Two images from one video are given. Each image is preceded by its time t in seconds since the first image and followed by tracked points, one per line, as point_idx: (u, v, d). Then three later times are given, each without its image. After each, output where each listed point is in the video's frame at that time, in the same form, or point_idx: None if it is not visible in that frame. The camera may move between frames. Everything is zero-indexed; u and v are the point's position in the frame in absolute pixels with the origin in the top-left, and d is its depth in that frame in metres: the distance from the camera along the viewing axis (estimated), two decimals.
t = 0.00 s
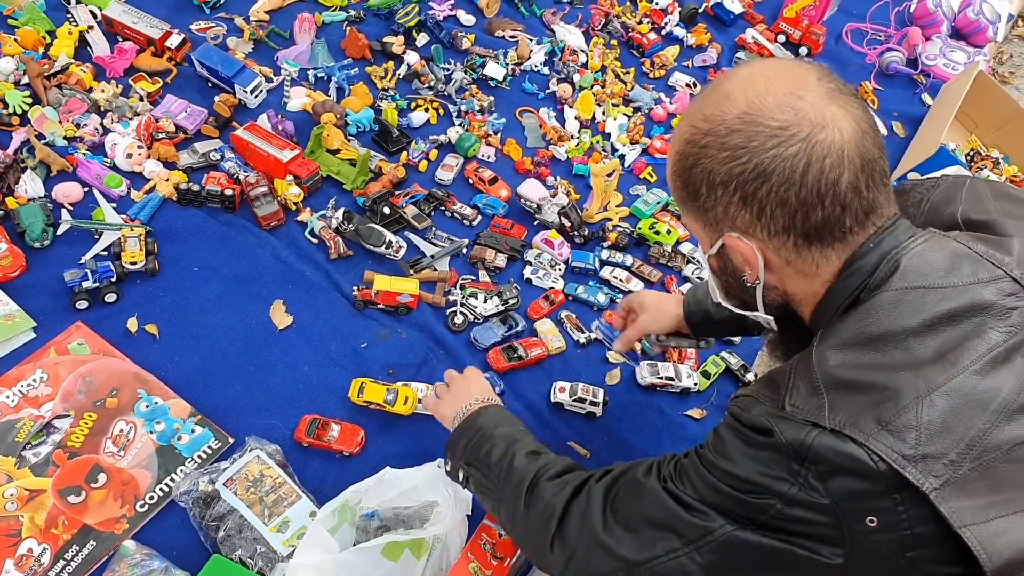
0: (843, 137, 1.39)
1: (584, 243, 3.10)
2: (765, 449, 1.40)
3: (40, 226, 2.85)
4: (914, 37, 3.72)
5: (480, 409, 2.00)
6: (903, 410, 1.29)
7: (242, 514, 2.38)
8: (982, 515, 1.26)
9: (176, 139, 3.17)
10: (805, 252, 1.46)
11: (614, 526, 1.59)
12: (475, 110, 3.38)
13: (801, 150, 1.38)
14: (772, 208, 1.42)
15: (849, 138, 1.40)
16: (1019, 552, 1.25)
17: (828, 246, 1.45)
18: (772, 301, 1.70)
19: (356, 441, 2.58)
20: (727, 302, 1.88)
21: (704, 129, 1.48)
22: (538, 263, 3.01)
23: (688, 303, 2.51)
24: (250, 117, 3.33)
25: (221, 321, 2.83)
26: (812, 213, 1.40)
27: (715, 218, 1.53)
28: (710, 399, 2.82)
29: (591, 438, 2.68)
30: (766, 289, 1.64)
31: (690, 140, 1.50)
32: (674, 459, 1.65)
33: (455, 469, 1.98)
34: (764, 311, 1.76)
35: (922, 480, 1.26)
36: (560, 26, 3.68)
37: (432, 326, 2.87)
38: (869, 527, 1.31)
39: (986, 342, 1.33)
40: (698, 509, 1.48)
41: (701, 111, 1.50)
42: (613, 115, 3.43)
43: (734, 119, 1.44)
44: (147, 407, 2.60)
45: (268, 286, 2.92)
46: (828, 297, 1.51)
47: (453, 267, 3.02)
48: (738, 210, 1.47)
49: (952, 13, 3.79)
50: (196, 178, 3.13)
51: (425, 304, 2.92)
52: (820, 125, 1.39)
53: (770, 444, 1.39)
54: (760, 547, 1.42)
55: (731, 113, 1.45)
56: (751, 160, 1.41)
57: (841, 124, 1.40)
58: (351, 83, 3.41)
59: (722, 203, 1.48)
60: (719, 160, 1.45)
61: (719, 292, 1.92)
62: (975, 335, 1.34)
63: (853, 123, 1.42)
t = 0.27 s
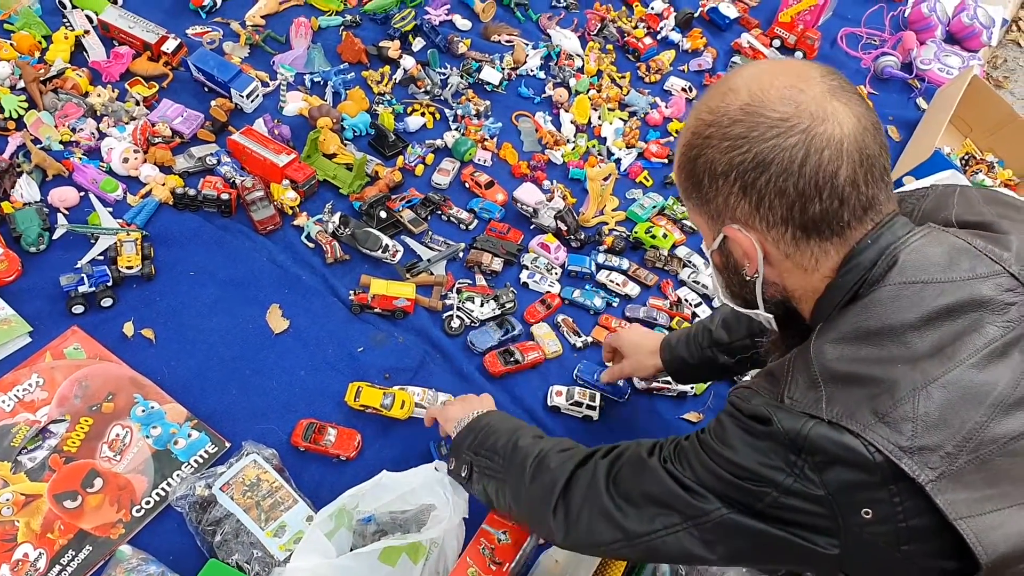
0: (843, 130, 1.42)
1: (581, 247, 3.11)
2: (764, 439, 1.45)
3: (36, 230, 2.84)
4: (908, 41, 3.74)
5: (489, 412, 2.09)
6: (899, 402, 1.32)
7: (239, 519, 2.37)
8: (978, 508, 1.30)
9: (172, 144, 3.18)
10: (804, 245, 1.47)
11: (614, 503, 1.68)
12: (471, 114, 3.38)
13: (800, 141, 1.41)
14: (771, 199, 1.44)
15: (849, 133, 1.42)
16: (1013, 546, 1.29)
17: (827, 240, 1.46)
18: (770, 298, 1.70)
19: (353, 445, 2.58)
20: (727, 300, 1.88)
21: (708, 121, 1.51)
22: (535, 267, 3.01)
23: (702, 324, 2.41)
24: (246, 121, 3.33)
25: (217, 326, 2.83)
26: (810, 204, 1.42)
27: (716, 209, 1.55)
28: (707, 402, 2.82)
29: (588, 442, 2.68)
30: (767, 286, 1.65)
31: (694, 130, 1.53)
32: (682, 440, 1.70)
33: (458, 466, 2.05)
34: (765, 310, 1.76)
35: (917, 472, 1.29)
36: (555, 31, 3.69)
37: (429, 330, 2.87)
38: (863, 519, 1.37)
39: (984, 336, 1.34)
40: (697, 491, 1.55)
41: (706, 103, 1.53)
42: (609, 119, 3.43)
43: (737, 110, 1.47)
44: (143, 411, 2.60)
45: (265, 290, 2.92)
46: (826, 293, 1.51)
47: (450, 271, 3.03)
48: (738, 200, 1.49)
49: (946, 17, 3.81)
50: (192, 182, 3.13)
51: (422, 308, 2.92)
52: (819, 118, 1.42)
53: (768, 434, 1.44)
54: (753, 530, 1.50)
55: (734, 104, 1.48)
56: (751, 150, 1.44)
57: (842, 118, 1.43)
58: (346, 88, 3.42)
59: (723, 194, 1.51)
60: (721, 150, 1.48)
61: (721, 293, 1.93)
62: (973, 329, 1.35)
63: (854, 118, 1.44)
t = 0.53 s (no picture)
0: (870, 105, 1.46)
1: (576, 251, 3.11)
2: (763, 407, 1.45)
3: (31, 235, 2.84)
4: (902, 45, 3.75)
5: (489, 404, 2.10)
6: (896, 376, 1.34)
7: (234, 524, 2.37)
8: (968, 486, 1.32)
9: (167, 149, 3.18)
10: (821, 216, 1.53)
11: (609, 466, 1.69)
12: (467, 118, 3.39)
13: (826, 112, 1.46)
14: (793, 167, 1.49)
15: (875, 109, 1.47)
16: (1002, 525, 1.31)
17: (844, 212, 1.52)
18: (784, 268, 1.76)
19: (349, 450, 2.58)
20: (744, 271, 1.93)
21: (738, 90, 1.56)
22: (531, 270, 3.01)
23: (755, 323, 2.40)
24: (242, 126, 3.33)
25: (213, 330, 2.82)
26: (830, 176, 1.48)
27: (739, 176, 1.60)
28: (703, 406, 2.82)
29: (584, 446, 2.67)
30: (781, 254, 1.71)
31: (725, 97, 1.58)
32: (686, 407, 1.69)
33: (456, 453, 2.08)
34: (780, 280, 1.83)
35: (909, 447, 1.32)
36: (551, 35, 3.69)
37: (424, 334, 2.87)
38: (853, 490, 1.40)
39: (987, 319, 1.38)
40: (693, 456, 1.56)
41: (738, 71, 1.57)
42: (604, 123, 3.44)
43: (767, 78, 1.52)
44: (139, 416, 2.60)
45: (261, 295, 2.92)
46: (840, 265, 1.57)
47: (446, 275, 3.03)
48: (761, 167, 1.54)
49: (940, 21, 3.82)
50: (188, 187, 3.13)
51: (417, 312, 2.92)
52: (847, 91, 1.47)
53: (768, 402, 1.44)
54: (744, 496, 1.52)
55: (765, 73, 1.53)
56: (779, 118, 1.49)
57: (870, 93, 1.47)
58: (342, 92, 3.42)
59: (747, 160, 1.56)
60: (748, 117, 1.53)
61: (737, 264, 1.99)
62: (977, 312, 1.39)
63: (881, 94, 1.49)
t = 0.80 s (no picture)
0: (949, 67, 1.44)
1: (573, 254, 3.11)
2: (857, 376, 1.35)
3: (26, 239, 2.83)
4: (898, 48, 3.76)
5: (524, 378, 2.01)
6: (997, 329, 1.29)
7: (229, 528, 2.36)
8: None
9: (163, 152, 3.17)
10: (893, 177, 1.47)
11: (688, 503, 1.48)
12: (463, 121, 3.38)
13: (907, 71, 1.42)
14: (871, 125, 1.44)
15: (953, 71, 1.44)
16: None
17: (916, 175, 1.47)
18: (842, 235, 1.69)
19: (345, 454, 2.57)
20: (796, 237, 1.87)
21: (813, 47, 1.50)
22: (527, 273, 3.01)
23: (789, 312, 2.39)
24: (237, 129, 3.33)
25: (208, 334, 2.82)
26: (907, 135, 1.42)
27: (807, 136, 1.53)
28: (699, 409, 2.81)
29: (581, 449, 2.66)
30: (842, 219, 1.63)
31: (798, 55, 1.52)
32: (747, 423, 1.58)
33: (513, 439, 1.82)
34: (834, 247, 1.77)
35: (1019, 398, 1.25)
36: (547, 38, 3.69)
37: (421, 337, 2.86)
38: (959, 459, 1.29)
39: None
40: (781, 461, 1.40)
41: (811, 31, 1.52)
42: (600, 126, 3.44)
43: (846, 37, 1.47)
44: (134, 420, 2.59)
45: (256, 299, 2.91)
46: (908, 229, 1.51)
47: (441, 278, 3.02)
48: (834, 125, 1.48)
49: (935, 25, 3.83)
50: (183, 190, 3.13)
51: (413, 315, 2.91)
52: (927, 52, 1.43)
53: (863, 370, 1.33)
54: (847, 495, 1.35)
55: (843, 31, 1.48)
56: (858, 74, 1.44)
57: (948, 55, 1.45)
58: (338, 95, 3.42)
59: (820, 118, 1.49)
60: (826, 73, 1.47)
61: (789, 229, 1.92)
62: None
63: (958, 59, 1.46)
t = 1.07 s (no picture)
0: (971, 42, 1.40)
1: (571, 257, 3.10)
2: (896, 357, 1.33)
3: (23, 242, 2.82)
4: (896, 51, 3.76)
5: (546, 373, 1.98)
6: None
7: (227, 532, 2.35)
8: None
9: (161, 155, 3.17)
10: (914, 152, 1.44)
11: (745, 513, 1.50)
12: (461, 124, 3.38)
13: (929, 45, 1.39)
14: (892, 98, 1.41)
15: (976, 46, 1.41)
16: None
17: (937, 150, 1.43)
18: (868, 212, 1.66)
19: (343, 457, 2.56)
20: (819, 218, 1.85)
21: (837, 23, 1.50)
22: (526, 277, 3.01)
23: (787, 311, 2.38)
24: (236, 131, 3.32)
25: (206, 337, 2.81)
26: (929, 108, 1.39)
27: (831, 112, 1.51)
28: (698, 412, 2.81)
29: (580, 452, 2.66)
30: (865, 195, 1.60)
31: (823, 31, 1.51)
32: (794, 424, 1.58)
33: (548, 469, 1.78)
34: (858, 225, 1.74)
35: None
36: (545, 41, 3.69)
37: (419, 340, 2.86)
38: (1011, 434, 1.26)
39: None
40: (828, 460, 1.40)
41: (836, 9, 1.52)
42: (599, 129, 3.44)
43: (870, 12, 1.47)
44: (131, 424, 2.58)
45: (254, 302, 2.91)
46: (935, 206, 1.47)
47: (440, 281, 3.02)
48: (856, 99, 1.45)
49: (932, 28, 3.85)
50: (181, 193, 3.12)
51: (411, 318, 2.91)
52: (950, 27, 1.41)
53: (901, 349, 1.32)
54: (900, 486, 1.33)
55: (868, 7, 1.48)
56: (881, 48, 1.42)
57: (972, 31, 1.42)
58: (336, 98, 3.43)
59: (843, 93, 1.47)
60: (849, 48, 1.46)
61: (811, 210, 1.88)
62: None
63: (982, 35, 1.43)
